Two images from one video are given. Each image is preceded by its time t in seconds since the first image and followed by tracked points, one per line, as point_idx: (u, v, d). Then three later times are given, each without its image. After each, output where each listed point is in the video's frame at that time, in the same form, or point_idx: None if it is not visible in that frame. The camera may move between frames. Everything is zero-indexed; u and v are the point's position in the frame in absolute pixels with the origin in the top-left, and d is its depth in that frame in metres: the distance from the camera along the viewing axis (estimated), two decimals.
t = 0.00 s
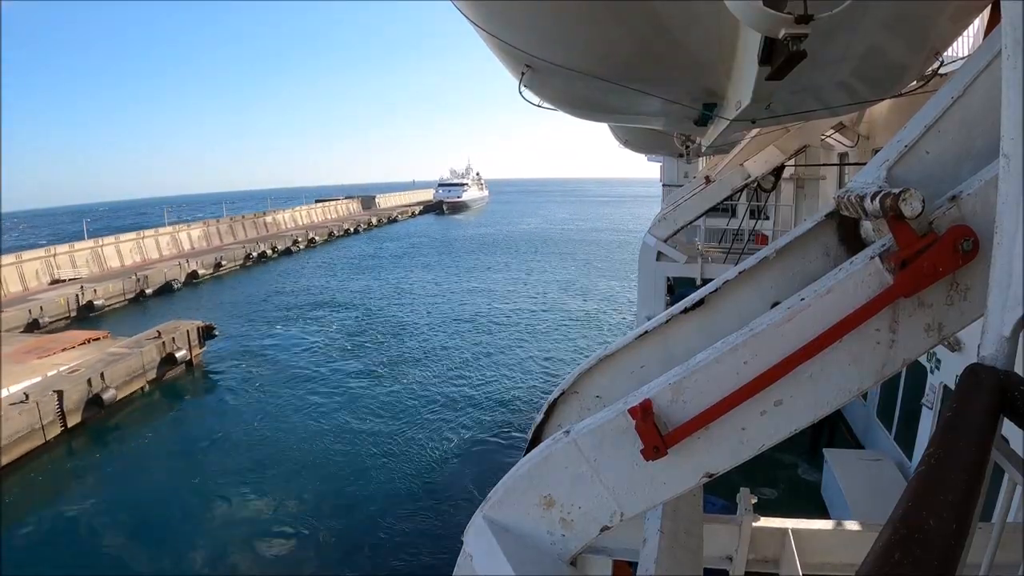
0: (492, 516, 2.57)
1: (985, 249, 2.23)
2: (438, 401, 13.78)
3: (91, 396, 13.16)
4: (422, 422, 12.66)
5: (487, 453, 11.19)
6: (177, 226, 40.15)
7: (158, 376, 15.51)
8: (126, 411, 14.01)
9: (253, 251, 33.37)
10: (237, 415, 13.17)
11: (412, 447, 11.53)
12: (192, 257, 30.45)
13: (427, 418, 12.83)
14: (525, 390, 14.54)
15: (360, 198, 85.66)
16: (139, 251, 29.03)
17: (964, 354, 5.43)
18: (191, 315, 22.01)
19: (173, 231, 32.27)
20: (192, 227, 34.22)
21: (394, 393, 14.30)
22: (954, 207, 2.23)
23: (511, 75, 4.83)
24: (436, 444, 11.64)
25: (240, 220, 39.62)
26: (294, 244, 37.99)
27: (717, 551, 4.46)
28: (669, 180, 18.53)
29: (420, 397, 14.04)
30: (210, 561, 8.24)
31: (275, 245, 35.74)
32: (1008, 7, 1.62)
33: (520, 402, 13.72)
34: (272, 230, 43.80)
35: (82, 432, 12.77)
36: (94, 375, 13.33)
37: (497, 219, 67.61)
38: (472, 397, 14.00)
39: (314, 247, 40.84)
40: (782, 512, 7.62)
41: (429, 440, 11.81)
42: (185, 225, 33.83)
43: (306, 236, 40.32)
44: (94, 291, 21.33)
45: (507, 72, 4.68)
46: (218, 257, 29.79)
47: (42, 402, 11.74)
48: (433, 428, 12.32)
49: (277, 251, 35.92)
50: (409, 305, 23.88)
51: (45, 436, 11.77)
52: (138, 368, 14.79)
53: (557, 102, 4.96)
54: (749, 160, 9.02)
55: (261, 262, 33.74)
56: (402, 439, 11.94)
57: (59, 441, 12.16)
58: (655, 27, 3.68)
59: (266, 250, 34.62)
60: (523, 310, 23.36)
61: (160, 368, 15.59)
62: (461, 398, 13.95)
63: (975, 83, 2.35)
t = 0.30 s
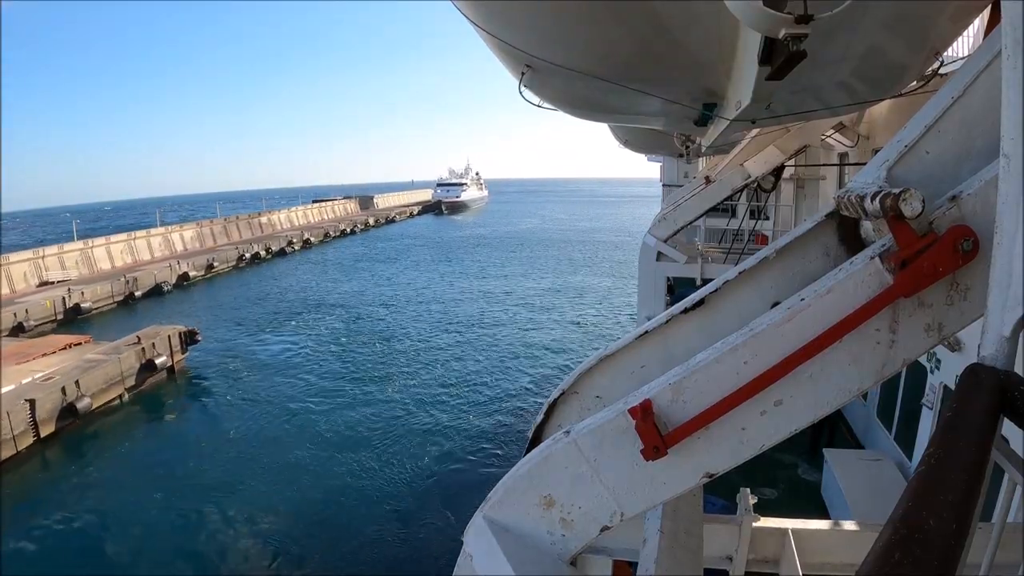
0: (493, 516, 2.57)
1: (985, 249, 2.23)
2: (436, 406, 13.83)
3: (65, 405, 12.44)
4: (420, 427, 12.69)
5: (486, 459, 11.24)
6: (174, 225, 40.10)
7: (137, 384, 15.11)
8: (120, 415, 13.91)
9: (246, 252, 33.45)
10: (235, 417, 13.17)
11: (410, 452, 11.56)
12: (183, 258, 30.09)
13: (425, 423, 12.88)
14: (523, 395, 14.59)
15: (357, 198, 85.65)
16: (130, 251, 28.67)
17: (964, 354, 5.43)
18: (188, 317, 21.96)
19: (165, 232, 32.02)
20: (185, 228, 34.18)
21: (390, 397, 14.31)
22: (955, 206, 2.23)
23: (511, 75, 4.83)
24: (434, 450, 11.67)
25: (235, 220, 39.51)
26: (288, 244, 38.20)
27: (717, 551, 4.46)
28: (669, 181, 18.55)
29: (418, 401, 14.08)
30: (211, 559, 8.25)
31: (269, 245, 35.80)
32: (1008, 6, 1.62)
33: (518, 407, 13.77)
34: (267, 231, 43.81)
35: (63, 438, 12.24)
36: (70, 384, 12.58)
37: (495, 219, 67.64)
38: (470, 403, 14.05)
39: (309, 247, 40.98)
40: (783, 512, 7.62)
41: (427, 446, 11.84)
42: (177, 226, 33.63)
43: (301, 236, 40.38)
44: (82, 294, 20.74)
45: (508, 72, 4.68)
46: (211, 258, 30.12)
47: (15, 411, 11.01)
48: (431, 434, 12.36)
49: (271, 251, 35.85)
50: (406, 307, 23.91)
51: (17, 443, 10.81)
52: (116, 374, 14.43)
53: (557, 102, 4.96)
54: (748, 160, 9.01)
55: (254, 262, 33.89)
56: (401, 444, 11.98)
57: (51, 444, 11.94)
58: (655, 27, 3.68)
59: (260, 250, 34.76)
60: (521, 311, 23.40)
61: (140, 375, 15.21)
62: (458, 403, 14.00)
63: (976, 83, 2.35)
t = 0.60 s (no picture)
0: (493, 517, 2.57)
1: (985, 249, 2.23)
2: (435, 408, 13.83)
3: (37, 415, 12.35)
4: (419, 429, 12.71)
5: (486, 463, 11.25)
6: (170, 226, 40.08)
7: (114, 392, 14.65)
8: (116, 416, 13.93)
9: (240, 253, 33.39)
10: (235, 420, 13.20)
11: (409, 455, 11.58)
12: (175, 259, 30.16)
13: (424, 425, 12.88)
14: (522, 395, 14.60)
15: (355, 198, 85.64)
16: (121, 253, 28.84)
17: (964, 354, 5.43)
18: (187, 319, 21.98)
19: (158, 232, 31.94)
20: (177, 229, 34.08)
21: (389, 399, 14.33)
22: (955, 206, 2.22)
23: (511, 75, 4.83)
24: (433, 452, 11.67)
25: (229, 221, 39.47)
26: (282, 244, 38.10)
27: (717, 551, 4.46)
28: (669, 181, 18.57)
29: (416, 403, 14.08)
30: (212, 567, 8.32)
31: (262, 246, 35.74)
32: (1008, 7, 1.62)
33: (517, 408, 13.77)
34: (261, 231, 43.76)
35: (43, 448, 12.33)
36: (41, 392, 12.50)
37: (494, 219, 67.67)
38: (469, 403, 14.06)
39: (303, 248, 40.93)
40: (783, 512, 7.62)
41: (426, 449, 11.84)
42: (170, 227, 33.68)
43: (295, 237, 40.35)
44: (69, 296, 21.63)
45: (507, 72, 4.68)
46: (202, 261, 29.57)
47: None
48: (430, 436, 12.37)
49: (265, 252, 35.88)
50: (405, 308, 23.92)
51: None
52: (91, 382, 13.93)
53: (557, 102, 4.96)
54: (748, 160, 9.01)
55: (247, 263, 33.81)
56: (400, 447, 11.99)
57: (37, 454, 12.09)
58: (655, 27, 3.67)
59: (254, 251, 34.67)
60: (521, 311, 23.39)
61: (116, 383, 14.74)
62: (458, 404, 14.01)
63: (976, 83, 2.35)
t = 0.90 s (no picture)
0: (493, 516, 2.57)
1: (985, 249, 2.23)
2: (433, 411, 13.84)
3: (8, 423, 12.14)
4: (417, 432, 12.73)
5: (486, 466, 11.29)
6: (165, 225, 40.01)
7: (90, 399, 14.49)
8: (90, 423, 13.83)
9: (233, 253, 33.34)
10: (235, 422, 13.22)
11: (408, 459, 11.60)
12: (164, 260, 30.28)
13: (423, 429, 12.90)
14: (521, 398, 14.61)
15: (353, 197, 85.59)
16: (111, 254, 29.03)
17: (964, 354, 5.43)
18: (186, 321, 21.98)
19: (149, 232, 31.93)
20: (169, 229, 33.96)
21: (388, 402, 14.35)
22: (954, 207, 2.23)
23: (511, 75, 4.83)
24: (432, 456, 11.69)
25: (223, 221, 39.35)
26: (277, 245, 38.08)
27: (717, 550, 4.46)
28: (670, 180, 18.58)
29: (415, 406, 14.10)
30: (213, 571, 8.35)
31: (256, 247, 35.74)
32: (1009, 6, 1.62)
33: (516, 411, 13.78)
34: (256, 231, 43.65)
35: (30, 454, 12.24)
36: (13, 400, 12.29)
37: (493, 219, 67.66)
38: (468, 406, 14.06)
39: (299, 248, 40.94)
40: (783, 512, 7.61)
41: (425, 452, 11.87)
42: (163, 228, 33.54)
43: (290, 237, 40.34)
44: (54, 299, 21.45)
45: (508, 72, 4.68)
46: (192, 261, 29.37)
47: None
48: (429, 440, 12.39)
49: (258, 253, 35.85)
50: (403, 308, 23.95)
51: None
52: (65, 390, 13.74)
53: (556, 102, 4.96)
54: (748, 160, 9.01)
55: (240, 264, 33.76)
56: (400, 449, 12.02)
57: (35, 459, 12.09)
58: (655, 27, 3.68)
59: (247, 252, 34.62)
60: (521, 312, 23.39)
61: (93, 390, 14.57)
62: (457, 407, 14.02)
63: (976, 83, 2.36)
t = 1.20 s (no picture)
0: (493, 517, 2.57)
1: (985, 249, 2.23)
2: (432, 412, 13.88)
3: None
4: (416, 433, 12.76)
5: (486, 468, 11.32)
6: (162, 225, 39.88)
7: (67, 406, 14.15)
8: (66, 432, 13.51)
9: (226, 254, 33.27)
10: (234, 423, 13.24)
11: (407, 460, 11.63)
12: (156, 261, 29.87)
13: (422, 430, 12.94)
14: (519, 401, 14.63)
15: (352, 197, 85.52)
16: (101, 255, 28.52)
17: (964, 354, 5.43)
18: (184, 321, 21.98)
19: (141, 232, 31.54)
20: (162, 228, 33.56)
21: (387, 403, 14.40)
22: (955, 206, 2.22)
23: (511, 75, 4.83)
24: (431, 457, 11.73)
25: (216, 221, 39.17)
26: (271, 245, 38.02)
27: (716, 550, 4.46)
28: (669, 181, 18.59)
29: (414, 407, 14.14)
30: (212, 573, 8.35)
31: (250, 248, 35.67)
32: (1008, 7, 1.62)
33: (515, 413, 13.83)
34: (248, 232, 43.49)
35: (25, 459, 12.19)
36: None
37: (491, 219, 67.65)
38: (466, 408, 14.09)
39: (294, 248, 40.91)
40: (783, 512, 7.60)
41: (424, 453, 11.90)
42: (155, 228, 33.19)
43: (284, 237, 40.26)
44: (40, 301, 21.34)
45: (508, 72, 4.68)
46: (184, 262, 29.42)
47: None
48: (427, 441, 12.42)
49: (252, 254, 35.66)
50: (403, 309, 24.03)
51: None
52: (41, 398, 13.37)
53: (556, 102, 4.96)
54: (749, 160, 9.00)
55: (233, 265, 33.63)
56: (399, 450, 12.04)
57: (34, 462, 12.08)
58: (655, 27, 3.68)
59: (240, 252, 34.55)
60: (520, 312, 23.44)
61: (70, 397, 14.24)
62: (455, 408, 14.06)
63: (976, 83, 2.36)
